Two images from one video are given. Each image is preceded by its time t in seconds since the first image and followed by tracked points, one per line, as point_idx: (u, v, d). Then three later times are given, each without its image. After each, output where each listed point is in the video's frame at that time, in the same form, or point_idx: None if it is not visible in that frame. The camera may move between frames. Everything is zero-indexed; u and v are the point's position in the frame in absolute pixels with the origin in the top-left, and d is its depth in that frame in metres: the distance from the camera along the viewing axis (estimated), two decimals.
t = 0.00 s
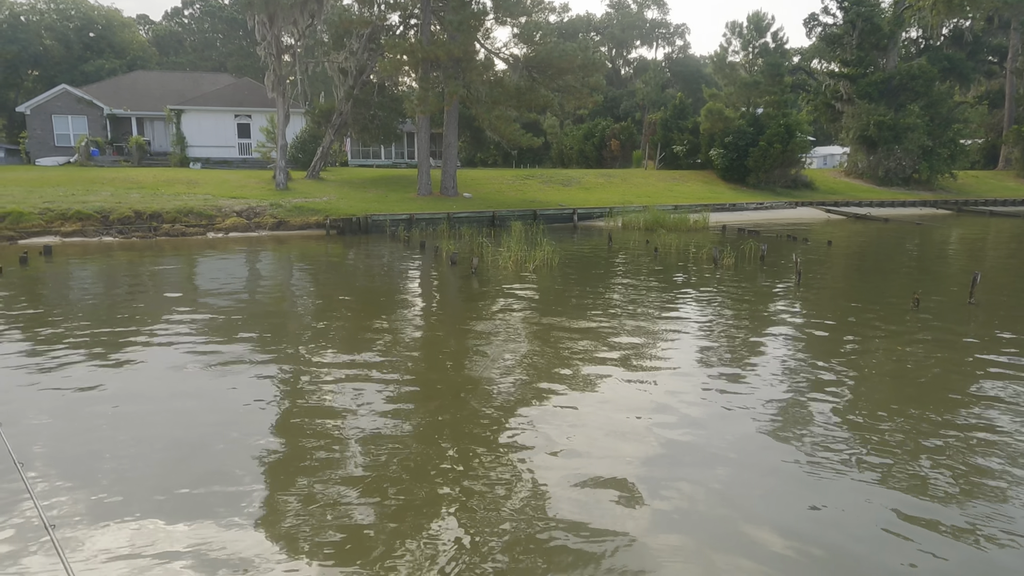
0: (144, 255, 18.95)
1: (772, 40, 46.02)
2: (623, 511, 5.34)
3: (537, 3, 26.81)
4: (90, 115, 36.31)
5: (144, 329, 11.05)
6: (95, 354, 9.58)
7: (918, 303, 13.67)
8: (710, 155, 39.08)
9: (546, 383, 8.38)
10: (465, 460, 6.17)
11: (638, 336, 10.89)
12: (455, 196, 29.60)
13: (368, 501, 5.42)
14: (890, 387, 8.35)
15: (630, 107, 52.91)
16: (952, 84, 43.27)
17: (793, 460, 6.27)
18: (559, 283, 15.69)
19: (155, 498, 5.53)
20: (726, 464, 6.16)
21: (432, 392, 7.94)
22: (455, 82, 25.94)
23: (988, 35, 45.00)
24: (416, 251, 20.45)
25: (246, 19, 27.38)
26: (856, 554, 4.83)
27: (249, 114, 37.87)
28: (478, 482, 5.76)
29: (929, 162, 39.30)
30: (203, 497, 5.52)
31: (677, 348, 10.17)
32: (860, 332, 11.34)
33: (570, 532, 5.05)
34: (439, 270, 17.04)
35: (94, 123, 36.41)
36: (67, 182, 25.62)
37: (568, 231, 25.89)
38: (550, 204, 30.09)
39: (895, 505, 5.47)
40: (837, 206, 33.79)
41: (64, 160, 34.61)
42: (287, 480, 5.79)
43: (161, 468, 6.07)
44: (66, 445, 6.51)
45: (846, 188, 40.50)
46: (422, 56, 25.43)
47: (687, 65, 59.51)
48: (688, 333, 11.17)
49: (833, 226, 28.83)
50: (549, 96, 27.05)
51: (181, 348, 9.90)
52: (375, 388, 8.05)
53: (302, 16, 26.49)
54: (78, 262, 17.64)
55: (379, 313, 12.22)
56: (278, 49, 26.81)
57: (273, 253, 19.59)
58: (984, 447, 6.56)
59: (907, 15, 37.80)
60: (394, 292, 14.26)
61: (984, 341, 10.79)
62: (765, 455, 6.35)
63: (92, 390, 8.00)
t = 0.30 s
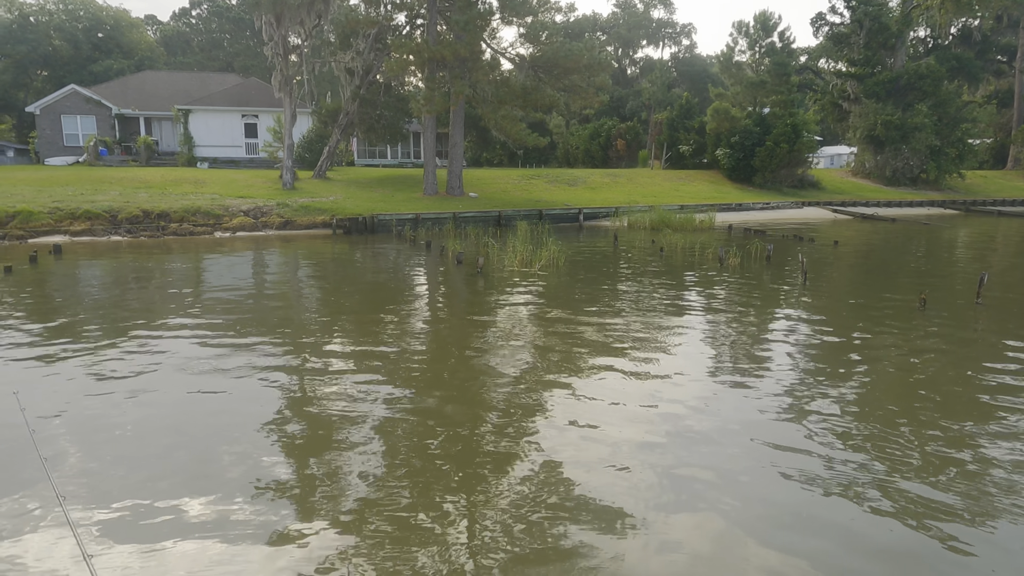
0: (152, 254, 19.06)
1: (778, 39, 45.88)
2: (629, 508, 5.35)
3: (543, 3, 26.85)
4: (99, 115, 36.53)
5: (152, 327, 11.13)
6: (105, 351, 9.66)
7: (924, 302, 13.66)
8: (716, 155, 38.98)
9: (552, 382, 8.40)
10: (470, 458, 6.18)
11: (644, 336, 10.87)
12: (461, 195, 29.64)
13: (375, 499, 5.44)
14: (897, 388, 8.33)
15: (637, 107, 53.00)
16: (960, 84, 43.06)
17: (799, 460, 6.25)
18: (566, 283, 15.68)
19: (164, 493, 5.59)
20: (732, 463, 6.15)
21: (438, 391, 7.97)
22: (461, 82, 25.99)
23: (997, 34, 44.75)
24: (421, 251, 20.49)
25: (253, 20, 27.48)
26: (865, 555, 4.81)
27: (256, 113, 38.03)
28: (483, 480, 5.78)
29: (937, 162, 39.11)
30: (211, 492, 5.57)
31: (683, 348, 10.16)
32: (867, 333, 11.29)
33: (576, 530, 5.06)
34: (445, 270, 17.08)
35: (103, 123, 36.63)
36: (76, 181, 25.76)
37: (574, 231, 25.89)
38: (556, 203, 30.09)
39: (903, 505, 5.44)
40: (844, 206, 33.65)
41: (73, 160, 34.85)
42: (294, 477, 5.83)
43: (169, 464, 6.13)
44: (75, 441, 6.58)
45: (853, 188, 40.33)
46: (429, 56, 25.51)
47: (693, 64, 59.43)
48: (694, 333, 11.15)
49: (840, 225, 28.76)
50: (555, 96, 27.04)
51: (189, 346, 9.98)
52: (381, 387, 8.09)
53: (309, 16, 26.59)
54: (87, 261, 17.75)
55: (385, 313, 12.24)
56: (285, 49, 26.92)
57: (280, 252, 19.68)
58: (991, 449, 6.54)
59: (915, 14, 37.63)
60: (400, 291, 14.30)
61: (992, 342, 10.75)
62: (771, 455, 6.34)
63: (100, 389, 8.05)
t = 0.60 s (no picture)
0: (156, 253, 19.15)
1: (781, 39, 45.84)
2: (635, 512, 5.34)
3: (546, 3, 26.88)
4: (103, 115, 36.65)
5: (155, 327, 11.18)
6: (110, 351, 9.71)
7: (927, 303, 13.68)
8: (719, 155, 38.95)
9: (557, 382, 8.40)
10: (475, 459, 6.19)
11: (646, 337, 10.87)
12: (463, 195, 29.67)
13: (380, 502, 5.43)
14: (899, 389, 8.33)
15: (639, 107, 53.02)
16: (963, 83, 42.97)
17: (806, 462, 6.23)
18: (568, 283, 15.68)
19: (172, 492, 5.61)
20: (740, 467, 6.11)
21: (442, 393, 7.98)
22: (464, 82, 26.03)
23: (1001, 34, 44.63)
24: (424, 250, 20.51)
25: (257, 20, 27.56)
26: (876, 559, 4.78)
27: (259, 113, 38.12)
28: (489, 482, 5.77)
29: (940, 162, 39.04)
30: (218, 492, 5.59)
31: (685, 349, 10.15)
32: (869, 334, 11.28)
33: (583, 533, 5.04)
34: (447, 269, 17.10)
35: (107, 123, 36.75)
36: (80, 181, 25.84)
37: (576, 231, 25.90)
38: (558, 203, 30.11)
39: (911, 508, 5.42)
40: (847, 206, 33.60)
41: (77, 160, 34.98)
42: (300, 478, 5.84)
43: (175, 463, 6.13)
44: (82, 440, 6.60)
45: (856, 188, 40.26)
46: (432, 56, 25.56)
47: (696, 64, 59.41)
48: (696, 334, 11.14)
49: (842, 226, 28.73)
50: (558, 96, 27.04)
51: (193, 345, 10.03)
52: (386, 388, 8.11)
53: (312, 16, 26.63)
54: (92, 261, 17.82)
55: (387, 313, 12.26)
56: (289, 49, 26.99)
57: (283, 252, 19.76)
58: (995, 450, 6.53)
59: (918, 13, 37.56)
60: (403, 291, 14.31)
61: (994, 343, 10.75)
62: (777, 457, 6.32)
63: (103, 388, 8.07)
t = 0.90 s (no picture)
0: (155, 252, 19.16)
1: (780, 39, 45.84)
2: (632, 508, 5.38)
3: (545, 2, 26.89)
4: (102, 114, 36.64)
5: (155, 326, 11.20)
6: (110, 350, 9.74)
7: (924, 301, 13.71)
8: (718, 154, 38.95)
9: (555, 381, 8.42)
10: (475, 458, 6.22)
11: (645, 336, 10.85)
12: (462, 194, 29.68)
13: (380, 500, 5.45)
14: (897, 388, 8.34)
15: (638, 106, 53.04)
16: (962, 82, 42.97)
17: (802, 460, 6.26)
18: (568, 282, 15.65)
19: (173, 492, 5.64)
20: (737, 465, 6.14)
21: (440, 391, 8.00)
22: (463, 81, 26.02)
23: (1000, 33, 44.67)
24: (423, 250, 20.51)
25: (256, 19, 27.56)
26: (873, 556, 4.80)
27: (258, 113, 38.12)
28: (488, 481, 5.80)
29: (938, 162, 39.07)
30: (220, 492, 5.63)
31: (685, 348, 10.14)
32: (869, 333, 11.26)
33: (581, 530, 5.07)
34: (446, 268, 17.10)
35: (106, 122, 36.74)
36: (79, 180, 25.85)
37: (575, 230, 25.91)
38: (558, 202, 30.12)
39: (907, 505, 5.45)
40: (846, 205, 33.62)
41: (76, 159, 34.96)
42: (300, 477, 5.87)
43: (176, 463, 6.18)
44: (85, 439, 6.65)
45: (854, 187, 40.29)
46: (431, 55, 25.55)
47: (695, 63, 59.40)
48: (696, 333, 11.12)
49: (841, 224, 28.78)
50: (557, 95, 27.03)
51: (193, 344, 10.05)
52: (384, 386, 8.14)
53: (311, 15, 26.61)
54: (91, 259, 17.82)
55: (387, 312, 12.23)
56: (287, 48, 26.99)
57: (282, 251, 19.80)
58: (990, 446, 6.58)
59: (917, 12, 37.56)
60: (403, 290, 14.29)
61: (993, 342, 10.75)
62: (774, 455, 6.35)
63: (104, 387, 8.12)
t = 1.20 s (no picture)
0: (148, 253, 19.10)
1: (773, 39, 46.02)
2: (627, 508, 5.34)
3: (538, 2, 26.91)
4: (94, 114, 36.49)
5: (147, 327, 11.15)
6: (102, 351, 9.68)
7: (915, 300, 13.80)
8: (711, 154, 39.11)
9: (550, 382, 8.41)
10: (469, 458, 6.17)
11: (640, 336, 10.85)
12: (456, 194, 29.68)
13: (375, 501, 5.39)
14: (892, 388, 8.33)
15: (632, 106, 53.20)
16: (953, 83, 43.23)
17: (797, 459, 6.23)
18: (561, 282, 15.72)
19: (161, 492, 5.57)
20: (733, 464, 6.12)
21: (434, 392, 7.96)
22: (457, 81, 26.02)
23: (991, 33, 44.98)
24: (417, 250, 20.55)
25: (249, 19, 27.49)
26: (874, 555, 4.77)
27: (251, 113, 38.02)
28: (483, 481, 5.74)
29: (930, 161, 39.27)
30: (209, 491, 5.56)
31: (679, 348, 10.13)
32: (862, 333, 11.29)
33: (578, 530, 5.01)
34: (441, 268, 17.12)
35: (98, 122, 36.58)
36: (71, 180, 25.74)
37: (569, 230, 25.96)
38: (552, 203, 30.13)
39: (904, 505, 5.42)
40: (838, 205, 33.81)
41: (67, 159, 34.79)
42: (291, 477, 5.80)
43: (166, 463, 6.10)
44: (75, 440, 6.61)
45: (847, 187, 40.51)
46: (424, 55, 25.54)
47: (688, 64, 59.60)
48: (690, 333, 11.13)
49: (833, 224, 28.92)
50: (550, 95, 27.06)
51: (186, 344, 10.02)
52: (378, 387, 8.10)
53: (304, 15, 26.54)
54: (83, 260, 17.76)
55: (381, 313, 12.21)
56: (281, 48, 26.92)
57: (276, 251, 19.79)
58: (984, 445, 6.60)
59: (908, 13, 37.80)
60: (397, 291, 14.27)
61: (986, 342, 10.79)
62: (770, 455, 6.31)
63: (95, 388, 8.08)
